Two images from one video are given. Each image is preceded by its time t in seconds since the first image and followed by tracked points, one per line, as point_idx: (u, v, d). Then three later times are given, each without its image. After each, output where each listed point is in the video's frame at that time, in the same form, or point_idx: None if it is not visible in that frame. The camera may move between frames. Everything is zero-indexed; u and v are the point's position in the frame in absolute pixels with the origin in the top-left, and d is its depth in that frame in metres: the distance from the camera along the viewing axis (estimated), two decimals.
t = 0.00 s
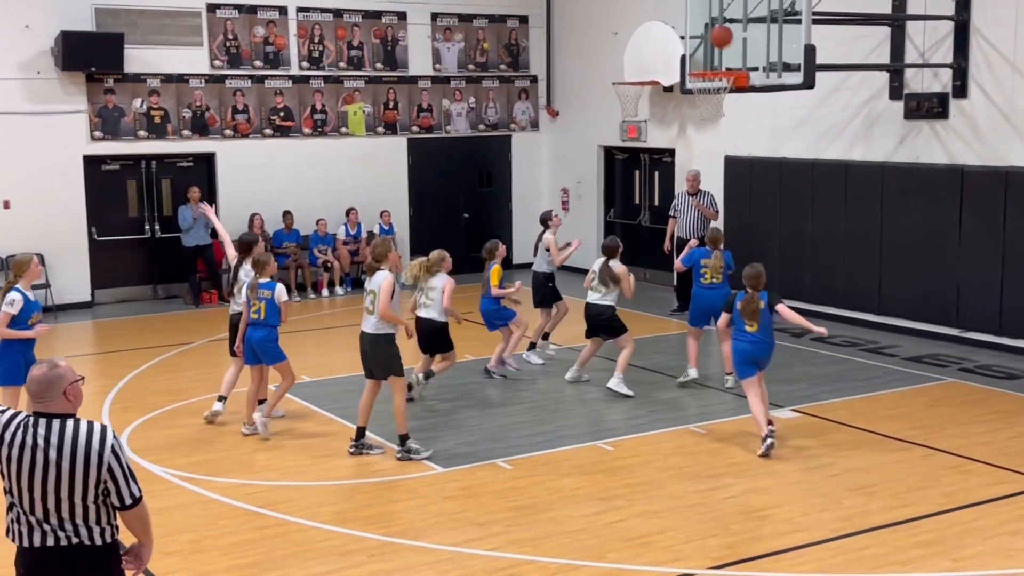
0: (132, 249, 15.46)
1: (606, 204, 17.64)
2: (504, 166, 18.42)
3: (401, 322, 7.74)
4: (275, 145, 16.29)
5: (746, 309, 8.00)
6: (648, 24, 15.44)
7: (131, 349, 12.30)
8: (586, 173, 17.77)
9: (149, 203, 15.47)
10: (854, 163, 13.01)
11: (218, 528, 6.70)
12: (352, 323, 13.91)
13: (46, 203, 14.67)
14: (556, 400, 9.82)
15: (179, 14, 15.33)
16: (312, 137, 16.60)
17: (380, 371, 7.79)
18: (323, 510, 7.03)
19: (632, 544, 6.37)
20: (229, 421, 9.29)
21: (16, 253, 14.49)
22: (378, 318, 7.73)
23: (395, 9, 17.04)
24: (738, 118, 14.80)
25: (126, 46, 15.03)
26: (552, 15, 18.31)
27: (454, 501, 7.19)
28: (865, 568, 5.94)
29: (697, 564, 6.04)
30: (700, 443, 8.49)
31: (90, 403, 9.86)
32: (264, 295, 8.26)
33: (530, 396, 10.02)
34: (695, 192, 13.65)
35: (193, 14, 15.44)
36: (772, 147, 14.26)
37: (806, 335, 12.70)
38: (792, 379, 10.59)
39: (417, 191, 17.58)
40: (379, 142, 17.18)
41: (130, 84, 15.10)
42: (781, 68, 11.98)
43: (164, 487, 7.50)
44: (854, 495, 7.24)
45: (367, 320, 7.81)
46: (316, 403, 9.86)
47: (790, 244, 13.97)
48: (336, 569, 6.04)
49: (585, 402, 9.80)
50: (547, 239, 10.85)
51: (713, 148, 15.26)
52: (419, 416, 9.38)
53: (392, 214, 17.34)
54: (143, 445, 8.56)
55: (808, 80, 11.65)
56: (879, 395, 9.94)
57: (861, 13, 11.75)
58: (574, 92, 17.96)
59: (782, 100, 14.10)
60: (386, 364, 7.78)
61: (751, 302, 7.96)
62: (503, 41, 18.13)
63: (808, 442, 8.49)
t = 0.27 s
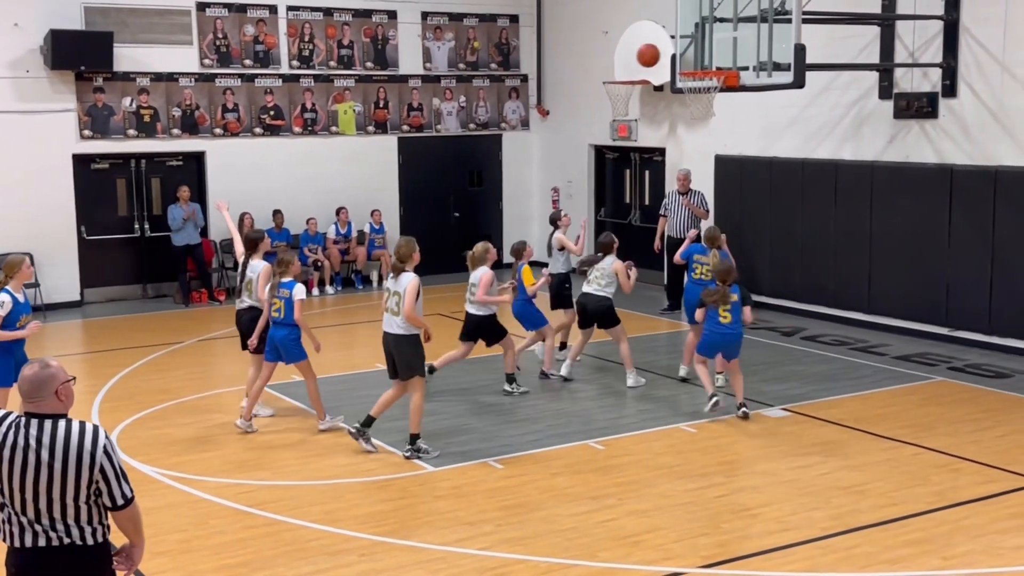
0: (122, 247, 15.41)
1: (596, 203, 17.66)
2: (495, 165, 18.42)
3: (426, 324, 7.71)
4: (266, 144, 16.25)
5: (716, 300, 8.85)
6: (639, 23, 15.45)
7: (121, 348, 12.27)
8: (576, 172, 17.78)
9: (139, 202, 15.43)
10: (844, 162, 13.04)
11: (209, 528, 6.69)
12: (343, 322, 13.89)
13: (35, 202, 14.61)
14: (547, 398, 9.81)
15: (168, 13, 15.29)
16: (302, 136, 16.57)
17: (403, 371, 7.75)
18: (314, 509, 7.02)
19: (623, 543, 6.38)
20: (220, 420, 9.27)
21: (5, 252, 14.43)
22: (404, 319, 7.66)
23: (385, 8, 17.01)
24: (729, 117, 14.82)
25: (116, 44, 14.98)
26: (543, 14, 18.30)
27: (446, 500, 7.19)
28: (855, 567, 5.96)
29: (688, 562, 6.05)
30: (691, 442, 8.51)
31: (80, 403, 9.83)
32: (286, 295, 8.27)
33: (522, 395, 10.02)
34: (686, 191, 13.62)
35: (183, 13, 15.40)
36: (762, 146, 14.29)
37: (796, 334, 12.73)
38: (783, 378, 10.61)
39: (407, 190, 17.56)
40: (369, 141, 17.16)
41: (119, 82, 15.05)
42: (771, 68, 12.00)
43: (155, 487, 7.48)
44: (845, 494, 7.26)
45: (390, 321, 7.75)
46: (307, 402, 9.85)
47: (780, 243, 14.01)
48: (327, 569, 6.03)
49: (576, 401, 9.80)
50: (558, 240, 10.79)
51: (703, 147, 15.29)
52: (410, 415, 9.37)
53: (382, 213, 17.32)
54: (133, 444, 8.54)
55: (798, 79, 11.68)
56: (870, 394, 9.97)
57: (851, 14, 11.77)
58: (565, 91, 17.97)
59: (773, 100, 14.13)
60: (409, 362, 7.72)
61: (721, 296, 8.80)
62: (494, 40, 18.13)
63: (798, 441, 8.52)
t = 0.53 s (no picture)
0: (122, 246, 15.42)
1: (596, 202, 17.66)
2: (495, 164, 18.42)
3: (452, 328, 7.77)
4: (266, 143, 16.26)
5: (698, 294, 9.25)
6: (639, 22, 15.45)
7: (121, 347, 12.27)
8: (576, 171, 17.78)
9: (139, 200, 15.44)
10: (844, 162, 13.04)
11: (209, 527, 6.69)
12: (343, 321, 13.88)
13: (35, 200, 14.61)
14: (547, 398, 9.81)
15: (169, 12, 15.29)
16: (302, 135, 16.57)
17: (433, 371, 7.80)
18: (314, 509, 7.02)
19: (623, 542, 6.38)
20: (220, 419, 9.27)
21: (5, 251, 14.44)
22: (434, 322, 7.68)
23: (385, 7, 17.01)
24: (729, 116, 14.82)
25: (116, 43, 14.97)
26: (543, 13, 18.30)
27: (445, 500, 7.19)
28: (854, 567, 5.96)
29: (688, 562, 6.05)
30: (691, 441, 8.50)
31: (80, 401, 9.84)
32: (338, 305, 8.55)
33: (522, 394, 10.02)
34: (686, 191, 13.60)
35: (183, 12, 15.40)
36: (762, 146, 14.30)
37: (796, 334, 12.72)
38: (783, 377, 10.60)
39: (407, 189, 17.56)
40: (369, 140, 17.16)
41: (120, 81, 15.05)
42: (772, 67, 11.99)
43: (155, 486, 7.48)
44: (844, 494, 7.26)
45: (418, 324, 7.74)
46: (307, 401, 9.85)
47: (780, 243, 14.01)
48: (326, 568, 6.04)
49: (576, 400, 9.80)
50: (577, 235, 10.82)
51: (703, 146, 15.28)
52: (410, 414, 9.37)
53: (383, 212, 17.32)
54: (133, 443, 8.54)
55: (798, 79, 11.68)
56: (869, 394, 9.97)
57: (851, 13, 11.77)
58: (565, 90, 17.96)
59: (773, 99, 14.13)
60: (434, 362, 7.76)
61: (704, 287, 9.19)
62: (494, 39, 18.12)
63: (798, 440, 8.52)
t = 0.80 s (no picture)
0: (140, 244, 15.49)
1: (612, 201, 17.64)
2: (510, 163, 18.42)
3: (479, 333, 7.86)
4: (282, 142, 16.31)
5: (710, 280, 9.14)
6: (655, 21, 15.43)
7: (137, 344, 12.34)
8: (592, 170, 17.75)
9: (157, 199, 15.52)
10: (861, 161, 12.98)
11: (225, 524, 6.73)
12: (359, 319, 13.92)
13: (54, 198, 14.70)
14: (561, 397, 9.80)
15: (186, 11, 15.34)
16: (319, 134, 16.61)
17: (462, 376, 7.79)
18: (330, 506, 7.05)
19: (638, 541, 6.38)
20: (235, 416, 9.32)
21: (24, 248, 14.53)
22: (464, 330, 7.77)
23: (401, 6, 17.03)
24: (745, 115, 14.79)
25: (134, 42, 15.04)
26: (559, 12, 18.29)
27: (461, 498, 7.20)
28: (871, 567, 5.94)
29: (703, 561, 6.04)
30: (706, 441, 8.49)
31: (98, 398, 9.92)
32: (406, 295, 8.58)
33: (536, 394, 10.02)
34: (701, 190, 13.58)
35: (200, 10, 15.45)
36: (778, 145, 14.26)
37: (812, 333, 12.68)
38: (798, 377, 10.58)
39: (422, 188, 17.58)
40: (385, 139, 17.19)
41: (137, 80, 15.12)
42: (788, 66, 11.94)
43: (172, 483, 7.53)
44: (861, 494, 7.24)
45: (446, 331, 7.76)
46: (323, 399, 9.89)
47: (796, 242, 13.97)
48: (342, 565, 6.06)
49: (591, 399, 9.80)
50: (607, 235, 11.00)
51: (719, 145, 15.24)
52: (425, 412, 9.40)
53: (399, 211, 17.35)
54: (150, 440, 8.60)
55: (815, 78, 11.64)
56: (886, 394, 9.93)
57: (868, 12, 11.73)
58: (581, 89, 17.95)
59: (789, 98, 14.08)
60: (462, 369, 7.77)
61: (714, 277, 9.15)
62: (510, 38, 18.13)
63: (814, 440, 8.49)
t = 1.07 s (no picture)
0: (178, 241, 15.65)
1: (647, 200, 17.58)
2: (546, 161, 18.41)
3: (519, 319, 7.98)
4: (319, 140, 16.41)
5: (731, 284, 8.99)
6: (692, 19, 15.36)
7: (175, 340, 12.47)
8: (627, 169, 17.70)
9: (195, 197, 15.67)
10: (900, 160, 12.84)
11: (261, 519, 6.79)
12: (393, 316, 13.99)
13: (94, 194, 14.89)
14: (594, 393, 9.78)
15: (224, 10, 15.47)
16: (355, 132, 16.69)
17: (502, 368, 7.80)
18: (364, 503, 7.09)
19: (672, 541, 6.36)
20: (271, 412, 9.41)
21: (65, 244, 14.73)
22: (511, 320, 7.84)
23: (438, 4, 17.07)
24: (783, 114, 14.67)
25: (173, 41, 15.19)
26: (595, 10, 18.25)
27: (494, 496, 7.21)
28: (908, 570, 5.87)
29: (738, 562, 6.01)
30: (741, 441, 8.44)
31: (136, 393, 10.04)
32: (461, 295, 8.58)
33: (570, 392, 10.01)
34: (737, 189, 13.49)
35: (239, 9, 15.57)
36: (815, 144, 14.14)
37: (848, 334, 12.56)
38: (835, 378, 10.49)
39: (458, 186, 17.62)
40: (421, 137, 17.25)
41: (177, 78, 15.27)
42: (827, 65, 11.84)
43: (208, 477, 7.61)
44: (898, 496, 7.16)
45: (496, 322, 7.75)
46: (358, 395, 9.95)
47: (833, 242, 13.85)
48: (376, 561, 6.09)
49: (625, 399, 9.78)
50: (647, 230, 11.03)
51: (755, 144, 15.14)
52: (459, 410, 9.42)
53: (434, 209, 17.41)
54: (187, 435, 8.69)
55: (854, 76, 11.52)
56: (924, 395, 9.82)
57: (909, 10, 11.59)
58: (617, 87, 17.90)
59: (826, 97, 13.97)
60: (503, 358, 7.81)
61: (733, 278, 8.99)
62: (546, 37, 18.11)
63: (850, 442, 8.42)
